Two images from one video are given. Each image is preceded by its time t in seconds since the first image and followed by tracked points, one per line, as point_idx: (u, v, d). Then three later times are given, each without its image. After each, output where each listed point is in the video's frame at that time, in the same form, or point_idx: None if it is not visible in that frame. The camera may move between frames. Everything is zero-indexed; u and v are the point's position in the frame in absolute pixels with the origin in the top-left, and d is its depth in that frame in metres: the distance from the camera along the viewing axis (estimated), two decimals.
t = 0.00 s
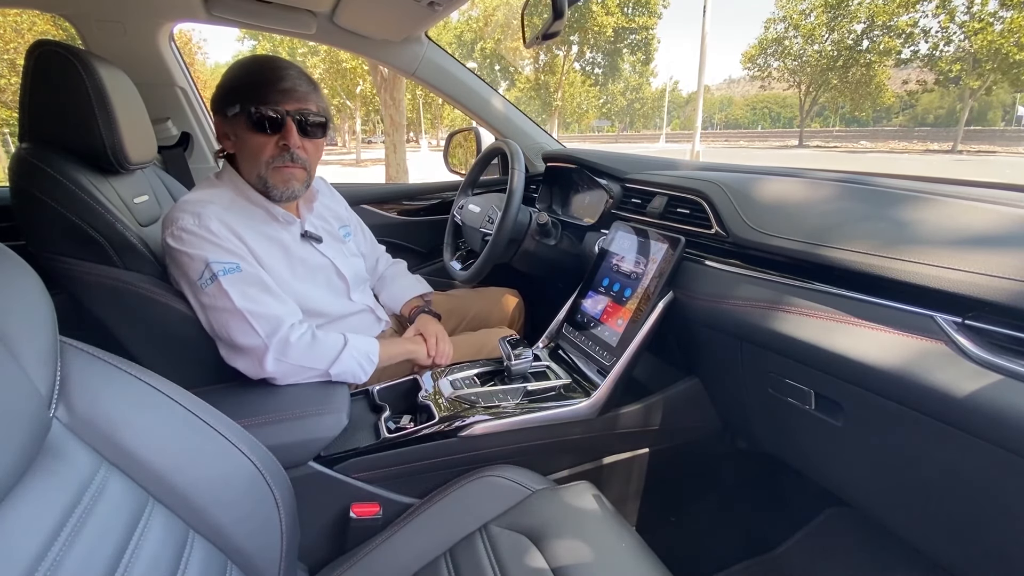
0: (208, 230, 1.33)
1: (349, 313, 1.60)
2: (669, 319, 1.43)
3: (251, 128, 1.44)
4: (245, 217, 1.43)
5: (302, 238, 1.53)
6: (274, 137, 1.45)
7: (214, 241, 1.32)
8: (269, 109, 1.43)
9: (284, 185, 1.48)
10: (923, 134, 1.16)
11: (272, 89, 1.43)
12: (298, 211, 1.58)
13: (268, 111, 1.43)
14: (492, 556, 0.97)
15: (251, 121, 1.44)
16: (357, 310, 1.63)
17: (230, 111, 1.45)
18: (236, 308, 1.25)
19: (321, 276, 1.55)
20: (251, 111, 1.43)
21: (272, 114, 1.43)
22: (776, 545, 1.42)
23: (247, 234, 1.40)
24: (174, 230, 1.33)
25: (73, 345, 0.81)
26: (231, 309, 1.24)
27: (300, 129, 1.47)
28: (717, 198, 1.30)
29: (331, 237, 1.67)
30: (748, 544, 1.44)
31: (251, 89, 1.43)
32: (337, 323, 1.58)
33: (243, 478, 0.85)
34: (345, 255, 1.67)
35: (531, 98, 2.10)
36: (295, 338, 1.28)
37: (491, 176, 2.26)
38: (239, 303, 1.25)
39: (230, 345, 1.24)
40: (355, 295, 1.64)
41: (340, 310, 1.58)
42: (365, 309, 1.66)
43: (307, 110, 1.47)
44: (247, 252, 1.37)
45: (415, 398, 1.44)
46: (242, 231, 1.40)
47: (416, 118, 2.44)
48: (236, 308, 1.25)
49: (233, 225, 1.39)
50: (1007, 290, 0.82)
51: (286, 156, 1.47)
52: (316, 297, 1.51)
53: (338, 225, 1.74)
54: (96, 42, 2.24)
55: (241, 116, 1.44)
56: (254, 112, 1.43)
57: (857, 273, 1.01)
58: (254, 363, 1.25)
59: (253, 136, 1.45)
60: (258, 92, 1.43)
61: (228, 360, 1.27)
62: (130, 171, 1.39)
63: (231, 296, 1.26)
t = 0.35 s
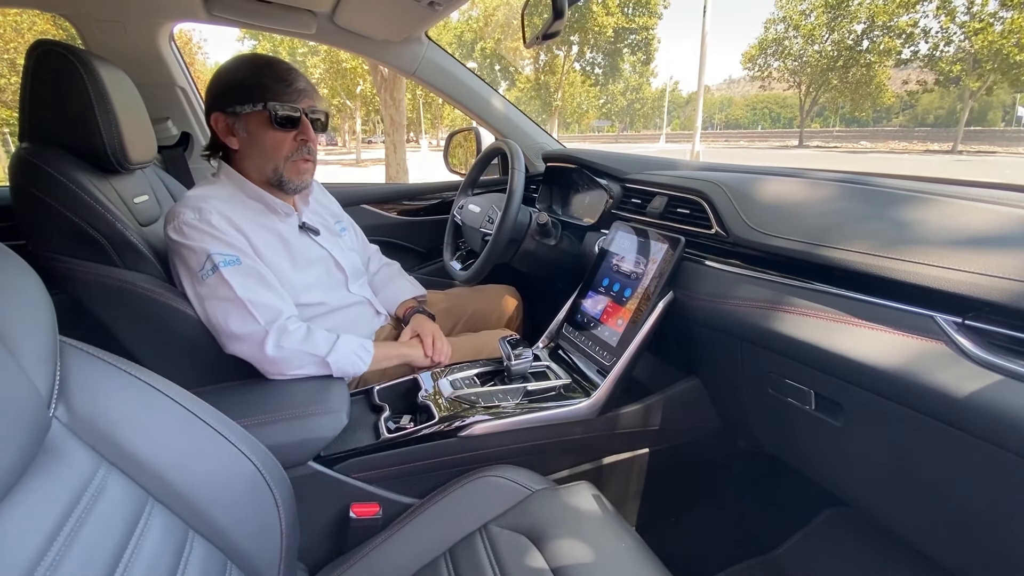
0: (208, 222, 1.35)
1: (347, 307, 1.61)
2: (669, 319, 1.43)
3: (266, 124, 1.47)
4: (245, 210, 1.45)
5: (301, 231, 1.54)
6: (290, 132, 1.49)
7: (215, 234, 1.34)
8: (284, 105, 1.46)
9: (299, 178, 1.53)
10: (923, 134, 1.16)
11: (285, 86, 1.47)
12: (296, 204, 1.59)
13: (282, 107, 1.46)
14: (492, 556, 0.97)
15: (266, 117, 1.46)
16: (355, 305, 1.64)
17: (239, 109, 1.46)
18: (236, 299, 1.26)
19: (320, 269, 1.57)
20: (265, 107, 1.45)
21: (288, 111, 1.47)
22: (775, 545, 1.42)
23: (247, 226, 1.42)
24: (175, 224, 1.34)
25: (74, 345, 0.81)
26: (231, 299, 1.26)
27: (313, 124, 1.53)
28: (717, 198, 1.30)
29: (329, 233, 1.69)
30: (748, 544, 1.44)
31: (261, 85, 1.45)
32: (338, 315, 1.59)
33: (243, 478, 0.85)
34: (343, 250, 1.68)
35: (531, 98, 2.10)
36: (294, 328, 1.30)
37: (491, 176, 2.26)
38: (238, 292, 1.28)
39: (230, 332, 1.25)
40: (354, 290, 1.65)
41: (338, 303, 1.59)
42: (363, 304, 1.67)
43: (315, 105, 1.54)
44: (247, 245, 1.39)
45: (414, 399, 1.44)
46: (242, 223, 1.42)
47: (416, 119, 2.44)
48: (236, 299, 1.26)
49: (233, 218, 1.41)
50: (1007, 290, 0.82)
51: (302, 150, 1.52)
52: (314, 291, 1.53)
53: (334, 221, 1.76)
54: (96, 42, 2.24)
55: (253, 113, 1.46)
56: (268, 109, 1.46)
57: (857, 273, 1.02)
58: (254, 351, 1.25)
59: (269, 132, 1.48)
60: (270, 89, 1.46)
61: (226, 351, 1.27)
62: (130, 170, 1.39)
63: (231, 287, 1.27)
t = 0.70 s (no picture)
0: (212, 225, 1.34)
1: (348, 310, 1.61)
2: (669, 320, 1.43)
3: (267, 125, 1.47)
4: (248, 213, 1.45)
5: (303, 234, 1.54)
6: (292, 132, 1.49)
7: (219, 237, 1.34)
8: (284, 105, 1.47)
9: (302, 178, 1.53)
10: (923, 134, 1.16)
11: (284, 87, 1.47)
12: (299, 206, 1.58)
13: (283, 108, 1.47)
14: (491, 556, 0.97)
15: (267, 118, 1.47)
16: (356, 308, 1.64)
17: (239, 111, 1.46)
18: (239, 304, 1.26)
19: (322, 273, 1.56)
20: (266, 108, 1.46)
21: (288, 111, 1.47)
22: (775, 545, 1.42)
23: (250, 229, 1.42)
24: (179, 226, 1.34)
25: (73, 345, 0.81)
26: (234, 303, 1.26)
27: (314, 123, 1.53)
28: (717, 198, 1.30)
29: (330, 235, 1.69)
30: (748, 545, 1.44)
31: (261, 86, 1.45)
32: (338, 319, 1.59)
33: (243, 478, 0.85)
34: (345, 253, 1.68)
35: (531, 98, 2.10)
36: (296, 334, 1.30)
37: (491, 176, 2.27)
38: (241, 297, 1.27)
39: (232, 338, 1.25)
40: (355, 293, 1.65)
41: (339, 306, 1.59)
42: (364, 305, 1.67)
43: (314, 104, 1.54)
44: (251, 249, 1.39)
45: (414, 399, 1.44)
46: (246, 225, 1.41)
47: (416, 119, 2.43)
48: (239, 303, 1.26)
49: (237, 221, 1.41)
50: (1007, 290, 0.82)
51: (304, 150, 1.52)
52: (315, 295, 1.53)
53: (335, 223, 1.75)
54: (97, 42, 2.24)
55: (254, 115, 1.46)
56: (269, 109, 1.46)
57: (857, 273, 1.02)
58: (255, 357, 1.25)
59: (270, 133, 1.48)
60: (269, 89, 1.46)
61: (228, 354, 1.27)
62: (130, 170, 1.39)
63: (234, 291, 1.27)
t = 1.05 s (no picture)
0: (211, 229, 1.34)
1: (348, 312, 1.61)
2: (669, 320, 1.43)
3: (234, 134, 1.45)
4: (247, 216, 1.45)
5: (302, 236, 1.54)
6: (258, 140, 1.46)
7: (218, 241, 1.33)
8: (246, 112, 1.43)
9: (274, 186, 1.48)
10: (923, 135, 1.15)
11: (249, 92, 1.43)
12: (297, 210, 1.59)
13: (246, 114, 1.43)
14: (491, 557, 0.97)
15: (233, 126, 1.44)
16: (357, 309, 1.64)
17: (212, 120, 1.46)
18: (239, 308, 1.25)
19: (322, 275, 1.56)
20: (230, 116, 1.43)
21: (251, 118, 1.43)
22: (775, 546, 1.42)
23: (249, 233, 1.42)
24: (179, 230, 1.34)
25: (75, 346, 0.81)
26: (234, 307, 1.25)
27: (282, 128, 1.46)
28: (716, 198, 1.31)
29: (330, 237, 1.69)
30: (749, 545, 1.44)
31: (229, 92, 1.43)
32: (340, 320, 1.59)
33: (244, 479, 0.85)
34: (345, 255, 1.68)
35: (532, 98, 2.10)
36: (297, 336, 1.29)
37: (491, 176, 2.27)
38: (241, 301, 1.26)
39: (233, 342, 1.25)
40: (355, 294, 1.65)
41: (340, 308, 1.59)
42: (365, 307, 1.67)
43: (286, 108, 1.47)
44: (250, 252, 1.38)
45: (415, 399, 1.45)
46: (244, 229, 1.41)
47: (416, 119, 2.43)
48: (240, 307, 1.25)
49: (235, 224, 1.40)
50: (1007, 292, 0.82)
51: (272, 157, 1.47)
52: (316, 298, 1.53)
53: (335, 225, 1.75)
54: (98, 42, 2.24)
55: (223, 123, 1.45)
56: (233, 117, 1.43)
57: (856, 274, 1.02)
58: (256, 360, 1.25)
59: (238, 141, 1.46)
60: (236, 95, 1.43)
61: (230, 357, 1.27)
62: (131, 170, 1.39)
63: (234, 294, 1.26)
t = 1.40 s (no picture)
0: (205, 229, 1.33)
1: (347, 309, 1.61)
2: (669, 320, 1.43)
3: (224, 128, 1.46)
4: (240, 215, 1.44)
5: (296, 233, 1.54)
6: (248, 133, 1.47)
7: (212, 240, 1.33)
8: (236, 107, 1.44)
9: (266, 179, 1.50)
10: (923, 135, 1.17)
11: (238, 86, 1.45)
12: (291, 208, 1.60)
13: (236, 109, 1.44)
14: (491, 557, 0.97)
15: (223, 121, 1.45)
16: (355, 306, 1.63)
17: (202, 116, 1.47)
18: (237, 306, 1.25)
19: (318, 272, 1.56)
20: (220, 110, 1.44)
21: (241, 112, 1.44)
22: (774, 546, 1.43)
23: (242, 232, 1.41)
24: (172, 231, 1.33)
25: (75, 345, 0.81)
26: (231, 306, 1.25)
27: (271, 121, 1.48)
28: (716, 198, 1.31)
29: (325, 234, 1.68)
30: (749, 546, 1.44)
31: (217, 87, 1.44)
32: (339, 317, 1.58)
33: (243, 479, 0.85)
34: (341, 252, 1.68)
35: (532, 98, 2.10)
36: (295, 333, 1.29)
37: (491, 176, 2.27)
38: (238, 299, 1.26)
39: (231, 341, 1.25)
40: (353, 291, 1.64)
41: (339, 305, 1.59)
42: (363, 304, 1.66)
43: (274, 101, 1.48)
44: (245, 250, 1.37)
45: (415, 399, 1.45)
46: (238, 228, 1.41)
47: (416, 119, 2.43)
48: (237, 305, 1.25)
49: (229, 224, 1.40)
50: (1006, 292, 0.82)
51: (263, 150, 1.48)
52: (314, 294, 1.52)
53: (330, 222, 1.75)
54: (98, 41, 2.24)
55: (213, 118, 1.46)
56: (223, 112, 1.44)
57: (856, 275, 1.02)
58: (255, 358, 1.25)
59: (228, 136, 1.47)
60: (225, 89, 1.44)
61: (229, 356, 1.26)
62: (131, 170, 1.39)
63: (230, 293, 1.26)
